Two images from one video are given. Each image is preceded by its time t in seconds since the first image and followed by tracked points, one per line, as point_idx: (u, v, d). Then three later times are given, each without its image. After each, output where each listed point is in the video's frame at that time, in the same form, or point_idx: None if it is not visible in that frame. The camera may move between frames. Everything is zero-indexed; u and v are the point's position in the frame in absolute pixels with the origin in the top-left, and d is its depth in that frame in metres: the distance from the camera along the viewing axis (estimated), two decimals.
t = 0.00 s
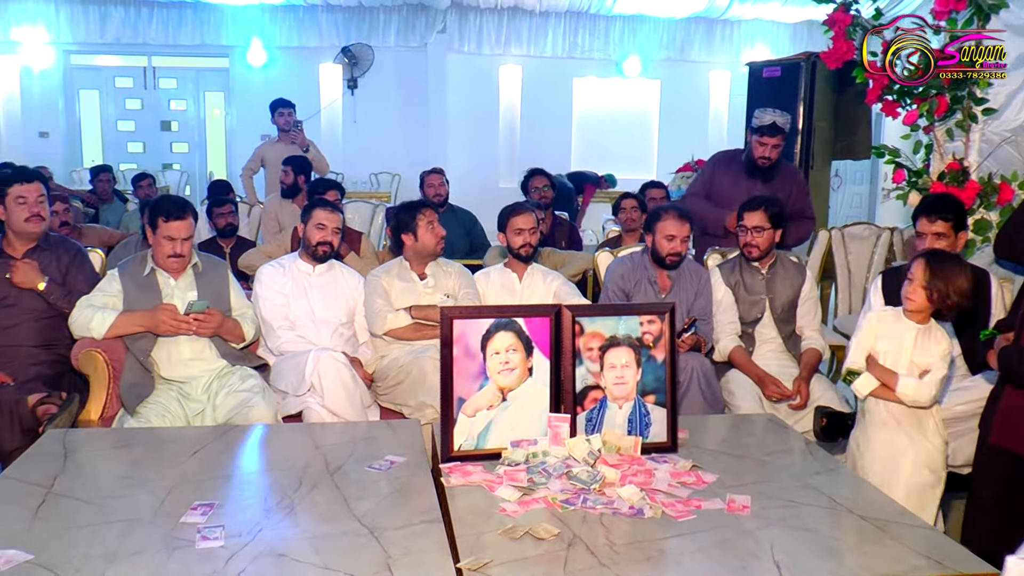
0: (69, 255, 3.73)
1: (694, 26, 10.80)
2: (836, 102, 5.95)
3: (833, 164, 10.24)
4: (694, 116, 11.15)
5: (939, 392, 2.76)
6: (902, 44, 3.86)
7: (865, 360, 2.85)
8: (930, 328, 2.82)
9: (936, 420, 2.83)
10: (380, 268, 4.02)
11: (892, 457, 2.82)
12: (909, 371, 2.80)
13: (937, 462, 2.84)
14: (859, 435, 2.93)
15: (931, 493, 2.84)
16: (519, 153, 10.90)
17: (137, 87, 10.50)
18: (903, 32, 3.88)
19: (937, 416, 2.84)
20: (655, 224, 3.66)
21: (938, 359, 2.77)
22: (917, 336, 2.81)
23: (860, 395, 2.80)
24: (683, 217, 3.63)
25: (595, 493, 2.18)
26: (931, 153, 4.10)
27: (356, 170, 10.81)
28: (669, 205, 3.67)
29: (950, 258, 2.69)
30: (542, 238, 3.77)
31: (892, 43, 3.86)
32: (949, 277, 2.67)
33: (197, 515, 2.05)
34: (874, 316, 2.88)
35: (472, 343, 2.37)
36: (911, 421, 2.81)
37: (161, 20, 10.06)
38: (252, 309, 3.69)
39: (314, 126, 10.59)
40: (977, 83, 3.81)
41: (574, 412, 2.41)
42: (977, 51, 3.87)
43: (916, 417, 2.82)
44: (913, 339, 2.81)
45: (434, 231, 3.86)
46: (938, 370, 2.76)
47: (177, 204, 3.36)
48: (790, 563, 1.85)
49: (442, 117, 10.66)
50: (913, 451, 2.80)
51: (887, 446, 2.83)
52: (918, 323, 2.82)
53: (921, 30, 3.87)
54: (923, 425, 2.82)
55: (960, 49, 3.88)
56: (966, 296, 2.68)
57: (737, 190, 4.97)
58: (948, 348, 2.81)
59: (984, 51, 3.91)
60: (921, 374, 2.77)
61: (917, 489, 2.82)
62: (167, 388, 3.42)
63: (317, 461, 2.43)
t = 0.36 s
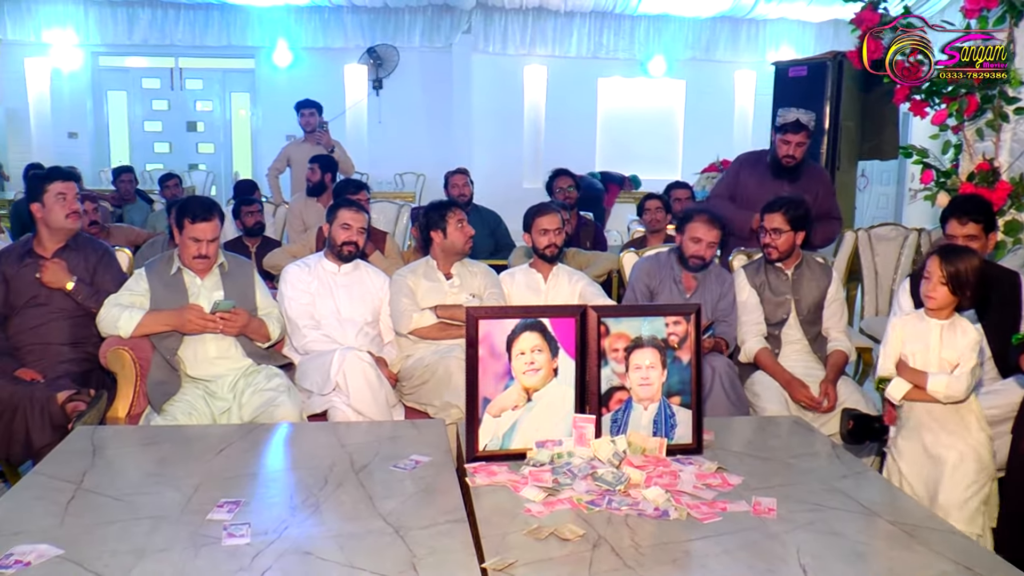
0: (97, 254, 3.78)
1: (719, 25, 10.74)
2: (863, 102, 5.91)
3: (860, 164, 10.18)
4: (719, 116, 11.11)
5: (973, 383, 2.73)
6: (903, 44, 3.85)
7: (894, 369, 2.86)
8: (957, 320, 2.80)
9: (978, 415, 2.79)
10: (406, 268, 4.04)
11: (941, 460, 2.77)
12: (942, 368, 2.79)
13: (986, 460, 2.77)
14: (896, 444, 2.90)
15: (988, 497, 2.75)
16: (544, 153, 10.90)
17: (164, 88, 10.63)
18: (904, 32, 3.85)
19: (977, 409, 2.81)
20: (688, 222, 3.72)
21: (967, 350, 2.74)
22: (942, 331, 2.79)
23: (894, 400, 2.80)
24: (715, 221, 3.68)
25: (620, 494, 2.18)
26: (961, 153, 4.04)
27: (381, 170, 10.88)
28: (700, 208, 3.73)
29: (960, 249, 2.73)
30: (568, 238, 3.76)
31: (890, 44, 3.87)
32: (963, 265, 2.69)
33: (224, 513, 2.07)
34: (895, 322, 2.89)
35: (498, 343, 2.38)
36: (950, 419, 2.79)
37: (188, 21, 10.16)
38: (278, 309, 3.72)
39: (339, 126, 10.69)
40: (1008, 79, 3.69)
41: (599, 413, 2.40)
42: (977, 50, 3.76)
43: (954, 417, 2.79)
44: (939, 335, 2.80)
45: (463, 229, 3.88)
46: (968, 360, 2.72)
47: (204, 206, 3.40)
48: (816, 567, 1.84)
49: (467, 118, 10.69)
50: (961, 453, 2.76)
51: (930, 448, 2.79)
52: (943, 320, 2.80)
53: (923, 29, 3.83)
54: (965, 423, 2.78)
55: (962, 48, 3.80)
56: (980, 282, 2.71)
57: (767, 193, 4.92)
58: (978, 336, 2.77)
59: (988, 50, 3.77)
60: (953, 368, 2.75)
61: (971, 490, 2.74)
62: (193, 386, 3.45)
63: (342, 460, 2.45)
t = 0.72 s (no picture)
0: (102, 254, 3.78)
1: (725, 25, 10.70)
2: (868, 101, 5.90)
3: (864, 164, 10.18)
4: (723, 116, 11.12)
5: (973, 404, 2.65)
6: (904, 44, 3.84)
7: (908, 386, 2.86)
8: (968, 334, 2.71)
9: (989, 426, 2.74)
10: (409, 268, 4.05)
11: (948, 469, 2.77)
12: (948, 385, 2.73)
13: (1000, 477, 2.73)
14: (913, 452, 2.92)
15: (992, 510, 2.72)
16: (548, 153, 10.94)
17: (170, 88, 10.66)
18: (905, 31, 3.84)
19: (990, 419, 2.76)
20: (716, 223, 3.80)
21: (971, 367, 2.65)
22: (950, 344, 2.73)
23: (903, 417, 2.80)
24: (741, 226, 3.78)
25: (623, 494, 2.18)
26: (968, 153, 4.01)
27: (385, 170, 10.93)
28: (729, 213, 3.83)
29: (970, 260, 2.66)
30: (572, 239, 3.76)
31: (891, 44, 3.87)
32: (964, 277, 2.63)
33: (227, 512, 2.07)
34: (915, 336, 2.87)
35: (502, 343, 2.38)
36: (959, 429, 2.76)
37: (193, 22, 10.17)
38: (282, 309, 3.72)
39: (343, 127, 10.74)
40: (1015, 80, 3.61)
41: (602, 413, 2.40)
42: (977, 50, 3.68)
43: (965, 426, 2.75)
44: (947, 348, 2.73)
45: (465, 229, 3.89)
46: (967, 379, 2.64)
47: (212, 207, 3.40)
48: (820, 568, 1.83)
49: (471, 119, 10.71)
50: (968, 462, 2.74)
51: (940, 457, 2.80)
52: (955, 333, 2.73)
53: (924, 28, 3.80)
54: (975, 433, 2.74)
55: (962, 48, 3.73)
56: (985, 297, 2.64)
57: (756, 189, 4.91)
58: (987, 353, 2.66)
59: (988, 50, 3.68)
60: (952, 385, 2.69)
61: (973, 501, 2.72)
62: (198, 386, 3.45)
63: (346, 460, 2.45)
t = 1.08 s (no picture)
0: (101, 254, 3.78)
1: (724, 25, 10.70)
2: (867, 101, 5.90)
3: (863, 163, 10.20)
4: (722, 115, 11.13)
5: (950, 399, 2.62)
6: (903, 44, 3.85)
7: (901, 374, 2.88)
8: (955, 327, 2.66)
9: (973, 414, 2.71)
10: (409, 267, 4.06)
11: (939, 463, 2.75)
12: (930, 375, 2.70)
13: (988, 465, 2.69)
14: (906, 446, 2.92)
15: (981, 498, 2.64)
16: (547, 153, 10.94)
17: (168, 88, 10.65)
18: (904, 32, 3.85)
19: (976, 410, 2.73)
20: (718, 224, 3.76)
21: (950, 361, 2.61)
22: (935, 336, 2.70)
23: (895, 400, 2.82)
24: (743, 225, 3.74)
25: (622, 494, 2.18)
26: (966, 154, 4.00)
27: (384, 170, 10.93)
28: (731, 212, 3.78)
29: (950, 252, 2.64)
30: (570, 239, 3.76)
31: (890, 45, 3.88)
32: (936, 271, 2.64)
33: (225, 512, 2.06)
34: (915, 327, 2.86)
35: (500, 343, 2.38)
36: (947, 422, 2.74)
37: (192, 22, 10.16)
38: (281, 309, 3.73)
39: (342, 127, 10.73)
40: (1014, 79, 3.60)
41: (602, 413, 2.40)
42: (977, 50, 3.67)
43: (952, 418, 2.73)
44: (933, 339, 2.70)
45: (462, 229, 3.89)
46: (942, 372, 2.61)
47: (211, 207, 3.41)
48: (818, 568, 1.83)
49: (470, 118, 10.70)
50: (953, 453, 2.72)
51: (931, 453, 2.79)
52: (944, 324, 2.69)
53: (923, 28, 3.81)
54: (963, 426, 2.72)
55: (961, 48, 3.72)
56: (960, 289, 2.61)
57: (733, 180, 5.03)
58: (968, 349, 2.61)
59: (987, 50, 3.68)
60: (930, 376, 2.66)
61: (959, 491, 2.68)
62: (196, 386, 3.45)
63: (345, 460, 2.45)
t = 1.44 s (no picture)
0: (100, 253, 3.78)
1: (724, 25, 10.70)
2: (867, 102, 5.90)
3: (863, 164, 10.20)
4: (721, 115, 11.14)
5: (970, 400, 2.60)
6: (902, 44, 3.85)
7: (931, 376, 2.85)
8: (985, 330, 2.65)
9: (992, 422, 2.67)
10: (408, 268, 4.06)
11: (950, 468, 2.74)
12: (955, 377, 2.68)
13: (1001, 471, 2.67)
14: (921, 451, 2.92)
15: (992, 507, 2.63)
16: (546, 153, 10.95)
17: (168, 88, 10.65)
18: (903, 32, 3.85)
19: (996, 416, 2.68)
20: (713, 224, 3.75)
21: (974, 362, 2.60)
22: (965, 339, 2.69)
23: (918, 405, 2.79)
24: (737, 225, 3.72)
25: (622, 494, 2.18)
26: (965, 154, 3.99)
27: (383, 170, 10.94)
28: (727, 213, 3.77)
29: (975, 258, 2.63)
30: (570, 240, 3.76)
31: (890, 45, 3.87)
32: (962, 277, 2.61)
33: (225, 513, 2.06)
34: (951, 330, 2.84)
35: (500, 343, 2.38)
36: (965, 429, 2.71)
37: (191, 22, 10.16)
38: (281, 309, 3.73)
39: (342, 127, 10.72)
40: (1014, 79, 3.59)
41: (602, 413, 2.40)
42: (976, 50, 3.67)
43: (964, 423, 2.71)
44: (961, 343, 2.69)
45: (456, 230, 3.89)
46: (964, 373, 2.61)
47: (211, 207, 3.41)
48: (818, 568, 1.83)
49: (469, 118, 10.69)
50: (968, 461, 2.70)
51: (946, 458, 2.77)
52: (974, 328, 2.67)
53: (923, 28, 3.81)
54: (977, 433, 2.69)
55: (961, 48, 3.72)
56: (989, 292, 2.58)
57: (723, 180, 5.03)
58: (994, 352, 2.60)
59: (986, 50, 3.67)
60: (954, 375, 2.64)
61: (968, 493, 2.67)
62: (196, 386, 3.45)
63: (344, 460, 2.45)
